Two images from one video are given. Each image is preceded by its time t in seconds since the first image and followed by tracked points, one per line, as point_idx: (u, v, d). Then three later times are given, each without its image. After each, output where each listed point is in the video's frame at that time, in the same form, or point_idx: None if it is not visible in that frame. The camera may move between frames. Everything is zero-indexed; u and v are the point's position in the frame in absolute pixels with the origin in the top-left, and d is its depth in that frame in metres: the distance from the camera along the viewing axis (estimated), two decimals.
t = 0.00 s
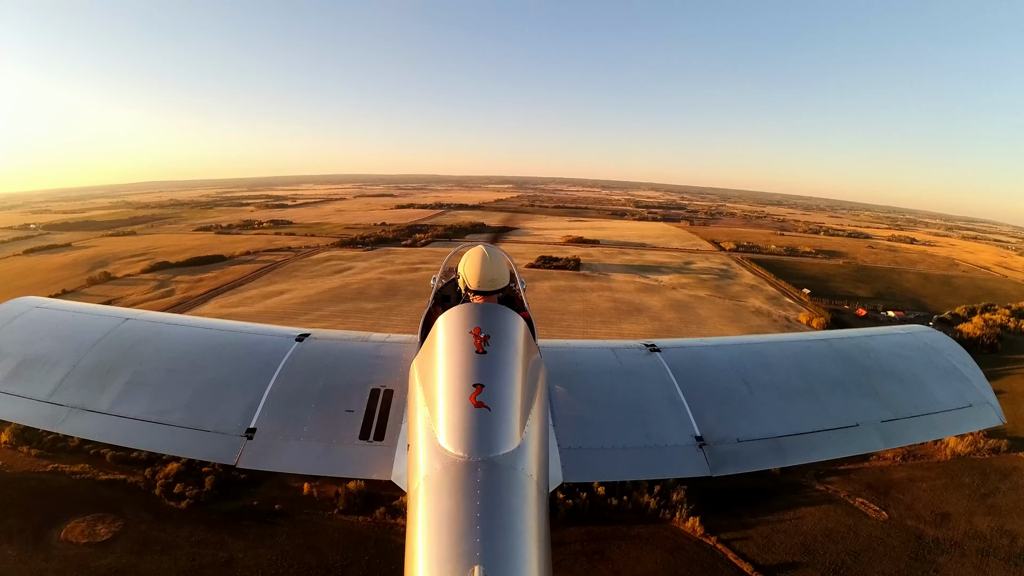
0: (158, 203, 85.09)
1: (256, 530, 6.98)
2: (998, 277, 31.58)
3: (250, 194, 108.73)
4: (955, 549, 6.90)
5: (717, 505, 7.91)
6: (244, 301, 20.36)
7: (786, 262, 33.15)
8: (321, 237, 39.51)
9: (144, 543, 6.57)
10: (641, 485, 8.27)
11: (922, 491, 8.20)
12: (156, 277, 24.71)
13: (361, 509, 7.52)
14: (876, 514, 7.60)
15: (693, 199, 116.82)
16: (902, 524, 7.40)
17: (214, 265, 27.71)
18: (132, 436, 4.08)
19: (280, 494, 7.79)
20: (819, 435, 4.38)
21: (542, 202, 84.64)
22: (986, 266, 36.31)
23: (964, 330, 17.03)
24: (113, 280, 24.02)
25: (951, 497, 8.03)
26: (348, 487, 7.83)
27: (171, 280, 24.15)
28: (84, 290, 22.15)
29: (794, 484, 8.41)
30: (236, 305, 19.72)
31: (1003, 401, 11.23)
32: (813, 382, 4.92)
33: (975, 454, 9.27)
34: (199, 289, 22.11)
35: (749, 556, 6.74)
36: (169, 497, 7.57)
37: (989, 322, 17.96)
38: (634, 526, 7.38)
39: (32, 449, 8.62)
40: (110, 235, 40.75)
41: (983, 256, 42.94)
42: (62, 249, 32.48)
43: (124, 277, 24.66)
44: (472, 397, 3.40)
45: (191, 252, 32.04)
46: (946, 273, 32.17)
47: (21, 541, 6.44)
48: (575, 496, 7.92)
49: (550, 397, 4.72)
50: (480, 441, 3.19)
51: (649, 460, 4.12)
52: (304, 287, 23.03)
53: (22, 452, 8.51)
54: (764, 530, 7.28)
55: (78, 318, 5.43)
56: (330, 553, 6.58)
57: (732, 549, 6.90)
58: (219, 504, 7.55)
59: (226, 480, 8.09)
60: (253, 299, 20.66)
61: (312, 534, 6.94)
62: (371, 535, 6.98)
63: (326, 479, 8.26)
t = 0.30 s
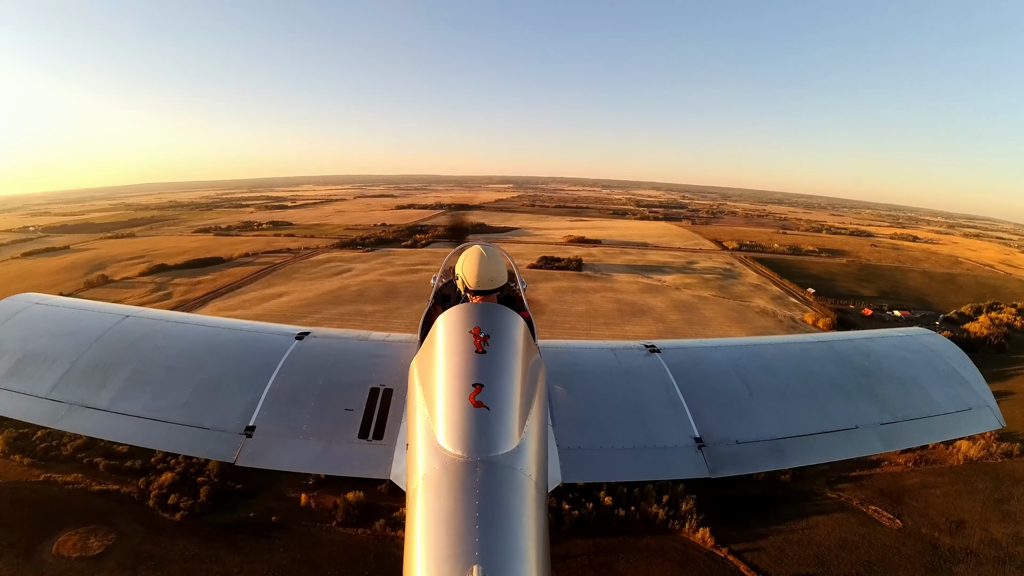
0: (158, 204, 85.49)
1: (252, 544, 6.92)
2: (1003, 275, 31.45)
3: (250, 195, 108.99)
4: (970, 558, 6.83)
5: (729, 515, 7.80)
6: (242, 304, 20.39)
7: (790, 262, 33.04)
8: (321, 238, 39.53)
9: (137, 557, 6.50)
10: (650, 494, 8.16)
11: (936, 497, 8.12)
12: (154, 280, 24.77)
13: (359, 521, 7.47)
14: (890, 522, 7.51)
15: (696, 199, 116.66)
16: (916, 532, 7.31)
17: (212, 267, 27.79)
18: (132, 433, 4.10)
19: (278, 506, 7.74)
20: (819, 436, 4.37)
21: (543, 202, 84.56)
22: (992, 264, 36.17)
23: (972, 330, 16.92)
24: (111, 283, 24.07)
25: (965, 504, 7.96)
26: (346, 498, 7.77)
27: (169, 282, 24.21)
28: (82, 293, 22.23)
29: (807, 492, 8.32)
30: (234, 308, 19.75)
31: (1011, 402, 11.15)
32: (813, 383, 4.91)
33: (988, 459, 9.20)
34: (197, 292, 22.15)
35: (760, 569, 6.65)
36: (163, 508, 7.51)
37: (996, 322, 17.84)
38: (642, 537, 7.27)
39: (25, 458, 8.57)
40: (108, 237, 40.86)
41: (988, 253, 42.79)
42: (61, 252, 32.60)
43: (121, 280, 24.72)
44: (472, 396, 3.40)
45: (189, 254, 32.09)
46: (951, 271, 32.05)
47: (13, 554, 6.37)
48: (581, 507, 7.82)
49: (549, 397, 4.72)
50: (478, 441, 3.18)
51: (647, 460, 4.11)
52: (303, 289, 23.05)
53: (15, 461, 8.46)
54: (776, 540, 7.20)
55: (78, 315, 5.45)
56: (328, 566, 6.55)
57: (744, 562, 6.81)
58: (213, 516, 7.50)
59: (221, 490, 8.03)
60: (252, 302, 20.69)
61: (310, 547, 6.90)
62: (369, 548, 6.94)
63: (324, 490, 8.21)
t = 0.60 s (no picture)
0: (156, 206, 85.66)
1: (247, 558, 6.74)
2: (1007, 274, 31.36)
3: (250, 197, 109.09)
4: (987, 568, 6.76)
5: (738, 525, 7.70)
6: (240, 307, 20.40)
7: (792, 262, 32.97)
8: (320, 240, 39.57)
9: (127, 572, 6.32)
10: (658, 504, 8.03)
11: (949, 504, 8.06)
12: (150, 283, 24.79)
13: (357, 534, 7.29)
14: (903, 531, 7.43)
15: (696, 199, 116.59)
16: (931, 541, 7.23)
17: (209, 270, 27.82)
18: (133, 433, 4.10)
19: (274, 519, 7.58)
20: (819, 436, 4.36)
21: (542, 202, 84.51)
22: (996, 262, 36.06)
23: (978, 331, 16.88)
24: (107, 286, 24.07)
25: (979, 511, 7.90)
26: (344, 510, 7.62)
27: (165, 286, 24.23)
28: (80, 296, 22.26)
29: (818, 500, 8.26)
30: (233, 311, 19.76)
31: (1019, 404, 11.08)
32: (813, 383, 4.90)
33: (1001, 464, 9.15)
34: (194, 295, 22.17)
35: None
36: (156, 521, 7.33)
37: (1003, 322, 17.76)
38: (650, 550, 7.12)
39: (17, 468, 8.46)
40: (107, 240, 40.94)
41: (990, 251, 42.71)
42: (59, 255, 32.65)
43: (118, 283, 24.74)
44: (472, 396, 3.40)
45: (186, 257, 32.12)
46: (954, 270, 31.97)
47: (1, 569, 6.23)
48: (587, 518, 7.70)
49: (550, 397, 4.71)
50: (478, 441, 3.19)
51: (647, 461, 4.10)
52: (301, 292, 23.05)
53: (7, 472, 8.35)
54: (788, 552, 7.06)
55: (78, 316, 5.46)
56: None
57: None
58: (207, 529, 7.33)
59: (215, 502, 7.87)
60: (250, 305, 20.70)
61: (305, 561, 6.72)
62: (366, 562, 6.75)
63: (322, 500, 8.05)
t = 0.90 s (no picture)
0: (153, 207, 85.56)
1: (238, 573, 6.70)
2: (1009, 273, 31.34)
3: (248, 198, 109.05)
4: None
5: (748, 537, 7.67)
6: (237, 310, 20.39)
7: (794, 261, 32.93)
8: (318, 241, 39.54)
9: None
10: (664, 516, 7.98)
11: (961, 512, 8.04)
12: (145, 285, 24.77)
13: (354, 547, 7.23)
14: (915, 541, 7.41)
15: (697, 198, 116.54)
16: (943, 551, 7.21)
17: (205, 272, 27.81)
18: (133, 432, 4.10)
19: (267, 532, 7.54)
20: (819, 434, 4.36)
21: (542, 202, 84.45)
22: (998, 261, 36.01)
23: (984, 332, 16.84)
24: (102, 289, 24.04)
25: (991, 518, 7.88)
26: (340, 523, 7.57)
27: (160, 288, 24.21)
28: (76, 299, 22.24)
29: (828, 508, 8.25)
30: (232, 314, 19.76)
31: None
32: (814, 381, 4.89)
33: (1011, 469, 9.14)
34: (189, 298, 22.15)
35: None
36: (147, 534, 7.31)
37: (1008, 322, 17.73)
38: (657, 563, 7.09)
39: (6, 478, 8.45)
40: (103, 242, 40.89)
41: (991, 250, 42.70)
42: (54, 257, 32.62)
43: (113, 286, 24.72)
44: (473, 395, 3.40)
45: (182, 259, 32.10)
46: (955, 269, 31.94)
47: None
48: (591, 530, 7.68)
49: (551, 395, 4.71)
50: (479, 440, 3.18)
51: (649, 460, 4.09)
52: (299, 295, 23.03)
53: None
54: (799, 565, 7.01)
55: (79, 316, 5.46)
56: None
57: None
58: (199, 542, 7.30)
59: (208, 514, 7.84)
60: (247, 308, 20.69)
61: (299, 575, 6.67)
62: None
63: (316, 512, 8.03)
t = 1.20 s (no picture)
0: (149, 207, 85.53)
1: None
2: (1009, 273, 31.38)
3: (247, 198, 109.04)
4: None
5: (758, 549, 7.64)
6: (234, 313, 20.37)
7: (794, 262, 32.92)
8: (315, 242, 39.52)
9: None
10: (670, 528, 7.95)
11: (972, 521, 8.03)
12: (140, 287, 24.73)
13: (349, 562, 7.17)
14: (927, 552, 7.39)
15: (696, 199, 116.67)
16: (955, 561, 7.20)
17: (201, 273, 27.76)
18: (135, 433, 4.10)
19: (260, 545, 7.50)
20: (820, 431, 4.36)
21: (540, 203, 84.46)
22: (999, 261, 36.04)
23: (987, 334, 16.84)
24: (96, 291, 23.97)
25: (1002, 527, 7.88)
26: (334, 537, 7.52)
27: (155, 290, 24.15)
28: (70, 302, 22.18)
29: (838, 518, 8.24)
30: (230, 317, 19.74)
31: None
32: (814, 379, 4.89)
33: (1020, 476, 9.15)
34: (185, 300, 22.10)
35: None
36: (136, 547, 7.28)
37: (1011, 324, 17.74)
38: None
39: None
40: (100, 243, 40.85)
41: (991, 250, 42.77)
42: (49, 258, 32.52)
43: (108, 288, 24.68)
44: (474, 394, 3.40)
45: (178, 260, 32.04)
46: (956, 269, 31.97)
47: None
48: (594, 544, 7.63)
49: (552, 394, 4.70)
50: (480, 438, 3.19)
51: (651, 458, 4.09)
52: (296, 297, 23.01)
53: None
54: None
55: (79, 317, 5.46)
56: None
57: None
58: (189, 555, 7.27)
59: (199, 527, 7.81)
60: (245, 310, 20.67)
61: None
62: None
63: (310, 524, 7.99)
